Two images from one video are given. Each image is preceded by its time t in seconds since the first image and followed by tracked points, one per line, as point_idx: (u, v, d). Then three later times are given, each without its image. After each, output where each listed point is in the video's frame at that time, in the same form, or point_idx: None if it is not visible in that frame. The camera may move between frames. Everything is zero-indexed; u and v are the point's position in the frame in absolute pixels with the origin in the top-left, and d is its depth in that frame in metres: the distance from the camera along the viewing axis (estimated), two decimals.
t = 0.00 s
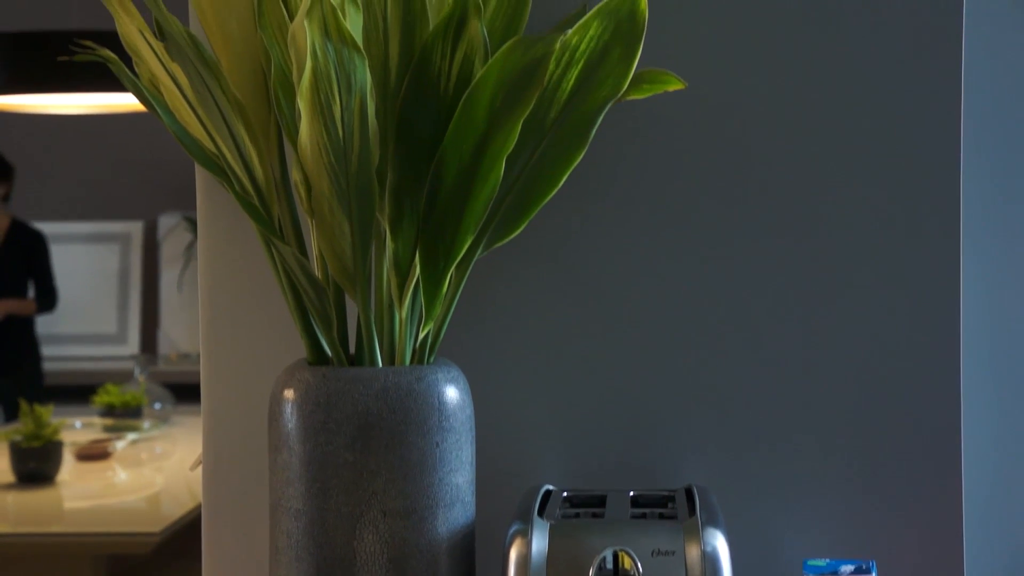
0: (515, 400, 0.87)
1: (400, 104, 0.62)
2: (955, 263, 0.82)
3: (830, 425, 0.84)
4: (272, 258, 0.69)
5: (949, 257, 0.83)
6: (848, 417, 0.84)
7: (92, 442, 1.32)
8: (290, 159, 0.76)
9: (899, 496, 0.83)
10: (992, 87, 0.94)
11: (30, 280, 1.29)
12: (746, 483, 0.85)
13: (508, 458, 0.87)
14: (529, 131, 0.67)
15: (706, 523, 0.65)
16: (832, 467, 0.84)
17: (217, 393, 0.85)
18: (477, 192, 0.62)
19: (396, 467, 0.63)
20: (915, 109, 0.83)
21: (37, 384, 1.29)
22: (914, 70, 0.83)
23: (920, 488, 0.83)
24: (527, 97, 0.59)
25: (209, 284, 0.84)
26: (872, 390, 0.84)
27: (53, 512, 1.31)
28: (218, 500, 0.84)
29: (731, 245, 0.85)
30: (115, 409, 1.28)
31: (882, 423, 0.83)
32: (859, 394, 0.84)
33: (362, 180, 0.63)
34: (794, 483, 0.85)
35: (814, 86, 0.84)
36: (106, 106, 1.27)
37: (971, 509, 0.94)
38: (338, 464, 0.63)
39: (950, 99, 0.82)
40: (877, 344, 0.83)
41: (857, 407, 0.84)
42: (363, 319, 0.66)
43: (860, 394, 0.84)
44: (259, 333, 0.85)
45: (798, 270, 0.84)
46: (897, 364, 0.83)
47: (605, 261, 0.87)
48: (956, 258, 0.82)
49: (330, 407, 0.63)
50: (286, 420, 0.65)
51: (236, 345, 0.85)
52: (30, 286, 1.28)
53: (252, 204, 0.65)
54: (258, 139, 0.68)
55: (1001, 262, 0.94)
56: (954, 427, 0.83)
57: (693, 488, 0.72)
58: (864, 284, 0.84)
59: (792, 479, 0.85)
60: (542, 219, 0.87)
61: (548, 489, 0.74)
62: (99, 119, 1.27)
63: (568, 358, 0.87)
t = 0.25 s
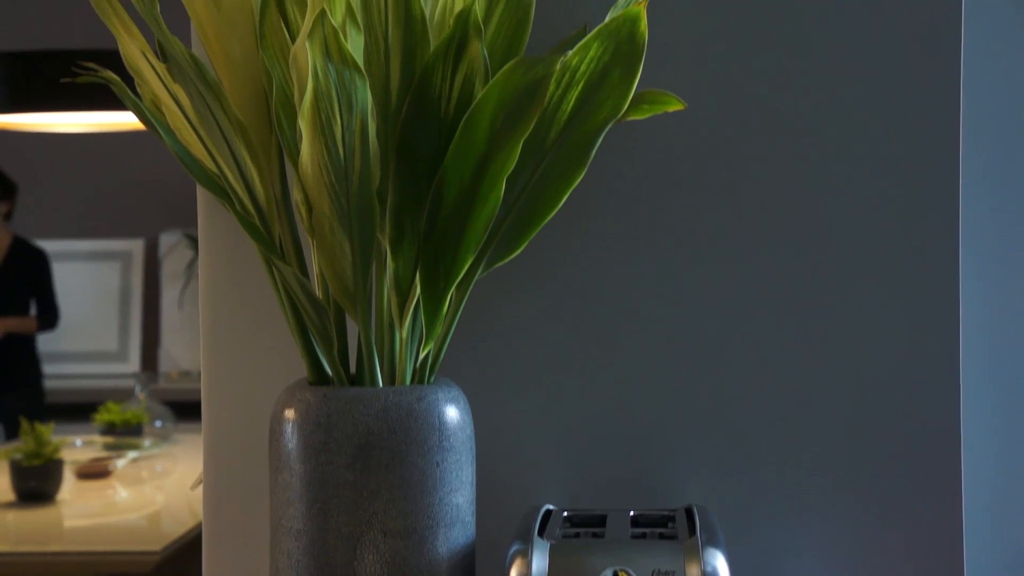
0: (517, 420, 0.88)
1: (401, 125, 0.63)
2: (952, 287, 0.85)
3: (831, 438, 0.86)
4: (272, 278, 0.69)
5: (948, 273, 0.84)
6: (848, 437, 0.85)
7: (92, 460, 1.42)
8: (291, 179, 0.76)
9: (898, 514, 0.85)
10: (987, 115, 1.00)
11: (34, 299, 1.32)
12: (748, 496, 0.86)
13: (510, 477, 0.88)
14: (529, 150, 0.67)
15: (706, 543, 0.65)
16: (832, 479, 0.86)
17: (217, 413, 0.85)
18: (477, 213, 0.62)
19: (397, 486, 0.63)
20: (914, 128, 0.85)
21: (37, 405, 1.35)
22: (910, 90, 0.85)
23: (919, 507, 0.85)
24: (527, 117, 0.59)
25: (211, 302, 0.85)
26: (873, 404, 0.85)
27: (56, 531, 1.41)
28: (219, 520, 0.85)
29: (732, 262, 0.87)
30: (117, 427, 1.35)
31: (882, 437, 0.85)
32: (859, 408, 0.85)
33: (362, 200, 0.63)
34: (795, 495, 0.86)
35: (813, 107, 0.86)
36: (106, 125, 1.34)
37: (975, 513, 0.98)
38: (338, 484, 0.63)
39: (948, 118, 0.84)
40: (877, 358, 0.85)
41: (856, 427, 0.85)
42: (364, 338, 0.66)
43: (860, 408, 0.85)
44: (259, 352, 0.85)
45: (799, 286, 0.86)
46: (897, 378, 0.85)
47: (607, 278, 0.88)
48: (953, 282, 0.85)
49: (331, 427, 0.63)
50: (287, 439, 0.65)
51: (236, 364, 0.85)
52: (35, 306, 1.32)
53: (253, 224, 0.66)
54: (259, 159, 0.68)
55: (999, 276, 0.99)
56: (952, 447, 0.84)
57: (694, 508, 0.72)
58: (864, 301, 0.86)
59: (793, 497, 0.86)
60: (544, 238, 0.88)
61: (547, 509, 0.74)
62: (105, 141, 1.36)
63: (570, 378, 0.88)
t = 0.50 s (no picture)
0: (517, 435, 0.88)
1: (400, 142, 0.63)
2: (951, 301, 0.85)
3: (831, 451, 0.86)
4: (272, 294, 0.69)
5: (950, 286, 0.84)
6: (847, 452, 0.86)
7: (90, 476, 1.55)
8: (291, 195, 0.76)
9: (898, 528, 0.85)
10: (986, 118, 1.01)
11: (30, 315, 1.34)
12: (750, 510, 0.86)
13: (510, 491, 0.88)
14: (528, 167, 0.68)
15: (706, 558, 0.65)
16: (832, 493, 0.86)
17: (217, 429, 0.85)
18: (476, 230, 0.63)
19: (397, 503, 0.63)
20: (913, 142, 0.85)
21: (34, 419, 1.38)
22: (912, 103, 0.85)
23: (919, 520, 0.85)
24: (527, 134, 0.59)
25: (211, 319, 0.85)
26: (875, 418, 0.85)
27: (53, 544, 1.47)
28: (218, 536, 0.85)
29: (733, 274, 0.87)
30: (117, 442, 1.48)
31: (884, 450, 0.85)
32: (862, 422, 0.85)
33: (362, 217, 0.63)
34: (793, 509, 0.86)
35: (814, 120, 0.86)
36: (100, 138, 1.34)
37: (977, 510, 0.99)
38: (338, 500, 0.63)
39: (950, 132, 0.85)
40: (879, 372, 0.85)
41: (856, 442, 0.85)
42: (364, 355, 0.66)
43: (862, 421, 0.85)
44: (260, 369, 0.85)
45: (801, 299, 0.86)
46: (896, 392, 0.85)
47: (609, 290, 0.88)
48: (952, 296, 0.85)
49: (330, 443, 0.63)
50: (286, 455, 0.65)
51: (236, 381, 0.85)
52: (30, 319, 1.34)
53: (254, 241, 0.66)
54: (259, 175, 0.68)
55: (997, 272, 1.00)
56: (951, 461, 0.84)
57: (692, 523, 0.72)
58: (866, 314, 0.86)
59: (792, 511, 0.86)
60: (544, 253, 0.88)
61: (548, 524, 0.75)
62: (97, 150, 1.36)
63: (569, 392, 0.88)
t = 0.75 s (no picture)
0: (519, 457, 0.89)
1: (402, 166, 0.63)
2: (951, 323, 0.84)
3: (830, 474, 0.86)
4: (274, 317, 0.70)
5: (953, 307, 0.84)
6: (846, 474, 0.85)
7: (91, 497, 1.59)
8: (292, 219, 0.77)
9: (898, 550, 0.85)
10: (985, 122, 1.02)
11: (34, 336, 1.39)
12: (751, 531, 0.86)
13: (512, 513, 0.89)
14: (528, 191, 0.68)
15: None
16: (833, 515, 0.86)
17: (218, 452, 0.85)
18: (476, 254, 0.63)
19: (397, 526, 0.63)
20: (912, 164, 0.85)
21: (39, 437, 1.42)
22: (912, 125, 0.85)
23: (918, 543, 0.85)
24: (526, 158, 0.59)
25: (214, 343, 0.85)
26: (878, 441, 0.85)
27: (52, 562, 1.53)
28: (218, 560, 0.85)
29: (735, 297, 0.87)
30: (117, 463, 1.55)
31: (888, 473, 0.85)
32: (861, 444, 0.85)
33: (362, 241, 0.63)
34: (793, 531, 0.86)
35: (815, 143, 0.87)
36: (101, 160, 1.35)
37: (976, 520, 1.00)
38: (338, 523, 0.63)
39: (948, 154, 0.85)
40: (882, 394, 0.85)
41: (855, 464, 0.85)
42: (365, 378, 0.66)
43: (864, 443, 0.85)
44: (261, 393, 0.85)
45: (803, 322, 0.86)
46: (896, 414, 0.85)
47: (609, 312, 0.89)
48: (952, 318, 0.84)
49: (330, 466, 0.64)
50: (286, 478, 0.65)
51: (237, 404, 0.85)
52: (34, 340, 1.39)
53: (255, 264, 0.66)
54: (261, 199, 0.69)
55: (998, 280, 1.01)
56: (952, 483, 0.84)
57: (694, 547, 0.72)
58: (869, 336, 0.85)
59: (792, 534, 0.86)
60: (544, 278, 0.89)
61: (548, 547, 0.74)
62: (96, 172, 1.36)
63: (571, 415, 0.89)
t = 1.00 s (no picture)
0: (518, 479, 0.89)
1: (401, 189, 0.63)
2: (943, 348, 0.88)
3: (828, 493, 0.88)
4: (274, 339, 0.70)
5: (944, 332, 0.88)
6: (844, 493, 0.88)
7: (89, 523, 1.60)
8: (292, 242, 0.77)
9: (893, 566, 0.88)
10: (986, 152, 1.10)
11: (37, 355, 1.37)
12: (752, 550, 0.89)
13: (509, 537, 0.89)
14: (529, 215, 0.68)
15: None
16: (830, 534, 0.89)
17: (219, 475, 0.85)
18: (477, 276, 0.63)
19: (398, 548, 0.63)
20: (905, 195, 0.89)
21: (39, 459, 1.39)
22: (904, 157, 0.89)
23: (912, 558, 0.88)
24: (526, 181, 0.60)
25: (214, 365, 0.85)
26: (873, 462, 0.88)
27: None
28: None
29: (735, 321, 0.89)
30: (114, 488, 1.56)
31: (883, 493, 0.88)
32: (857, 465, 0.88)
33: (363, 263, 0.63)
34: (792, 549, 0.89)
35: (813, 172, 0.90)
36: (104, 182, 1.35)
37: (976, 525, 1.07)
38: (339, 545, 0.63)
39: (940, 186, 0.89)
40: (877, 416, 0.88)
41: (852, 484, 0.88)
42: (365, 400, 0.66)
43: (855, 457, 0.88)
44: (262, 415, 0.85)
45: (796, 339, 0.89)
46: (889, 435, 0.88)
47: (611, 332, 0.90)
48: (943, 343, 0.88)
49: (331, 488, 0.64)
50: (287, 500, 0.66)
51: (237, 426, 0.85)
52: (37, 361, 1.37)
53: (255, 286, 0.66)
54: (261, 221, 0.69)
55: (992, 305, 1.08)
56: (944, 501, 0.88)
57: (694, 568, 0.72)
58: (857, 354, 0.89)
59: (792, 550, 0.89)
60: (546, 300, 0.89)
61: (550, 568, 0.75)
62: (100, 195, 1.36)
63: (571, 437, 0.89)
